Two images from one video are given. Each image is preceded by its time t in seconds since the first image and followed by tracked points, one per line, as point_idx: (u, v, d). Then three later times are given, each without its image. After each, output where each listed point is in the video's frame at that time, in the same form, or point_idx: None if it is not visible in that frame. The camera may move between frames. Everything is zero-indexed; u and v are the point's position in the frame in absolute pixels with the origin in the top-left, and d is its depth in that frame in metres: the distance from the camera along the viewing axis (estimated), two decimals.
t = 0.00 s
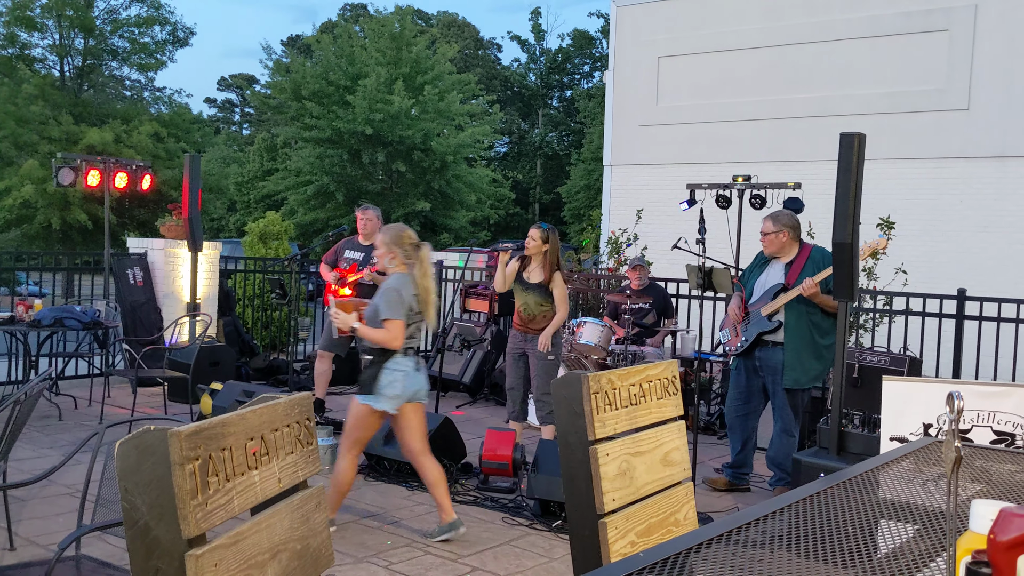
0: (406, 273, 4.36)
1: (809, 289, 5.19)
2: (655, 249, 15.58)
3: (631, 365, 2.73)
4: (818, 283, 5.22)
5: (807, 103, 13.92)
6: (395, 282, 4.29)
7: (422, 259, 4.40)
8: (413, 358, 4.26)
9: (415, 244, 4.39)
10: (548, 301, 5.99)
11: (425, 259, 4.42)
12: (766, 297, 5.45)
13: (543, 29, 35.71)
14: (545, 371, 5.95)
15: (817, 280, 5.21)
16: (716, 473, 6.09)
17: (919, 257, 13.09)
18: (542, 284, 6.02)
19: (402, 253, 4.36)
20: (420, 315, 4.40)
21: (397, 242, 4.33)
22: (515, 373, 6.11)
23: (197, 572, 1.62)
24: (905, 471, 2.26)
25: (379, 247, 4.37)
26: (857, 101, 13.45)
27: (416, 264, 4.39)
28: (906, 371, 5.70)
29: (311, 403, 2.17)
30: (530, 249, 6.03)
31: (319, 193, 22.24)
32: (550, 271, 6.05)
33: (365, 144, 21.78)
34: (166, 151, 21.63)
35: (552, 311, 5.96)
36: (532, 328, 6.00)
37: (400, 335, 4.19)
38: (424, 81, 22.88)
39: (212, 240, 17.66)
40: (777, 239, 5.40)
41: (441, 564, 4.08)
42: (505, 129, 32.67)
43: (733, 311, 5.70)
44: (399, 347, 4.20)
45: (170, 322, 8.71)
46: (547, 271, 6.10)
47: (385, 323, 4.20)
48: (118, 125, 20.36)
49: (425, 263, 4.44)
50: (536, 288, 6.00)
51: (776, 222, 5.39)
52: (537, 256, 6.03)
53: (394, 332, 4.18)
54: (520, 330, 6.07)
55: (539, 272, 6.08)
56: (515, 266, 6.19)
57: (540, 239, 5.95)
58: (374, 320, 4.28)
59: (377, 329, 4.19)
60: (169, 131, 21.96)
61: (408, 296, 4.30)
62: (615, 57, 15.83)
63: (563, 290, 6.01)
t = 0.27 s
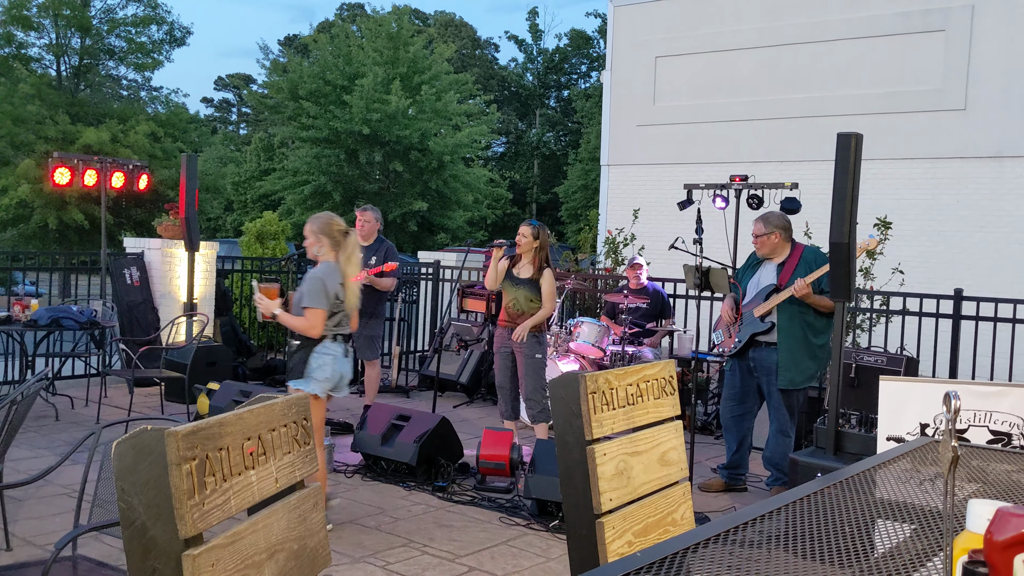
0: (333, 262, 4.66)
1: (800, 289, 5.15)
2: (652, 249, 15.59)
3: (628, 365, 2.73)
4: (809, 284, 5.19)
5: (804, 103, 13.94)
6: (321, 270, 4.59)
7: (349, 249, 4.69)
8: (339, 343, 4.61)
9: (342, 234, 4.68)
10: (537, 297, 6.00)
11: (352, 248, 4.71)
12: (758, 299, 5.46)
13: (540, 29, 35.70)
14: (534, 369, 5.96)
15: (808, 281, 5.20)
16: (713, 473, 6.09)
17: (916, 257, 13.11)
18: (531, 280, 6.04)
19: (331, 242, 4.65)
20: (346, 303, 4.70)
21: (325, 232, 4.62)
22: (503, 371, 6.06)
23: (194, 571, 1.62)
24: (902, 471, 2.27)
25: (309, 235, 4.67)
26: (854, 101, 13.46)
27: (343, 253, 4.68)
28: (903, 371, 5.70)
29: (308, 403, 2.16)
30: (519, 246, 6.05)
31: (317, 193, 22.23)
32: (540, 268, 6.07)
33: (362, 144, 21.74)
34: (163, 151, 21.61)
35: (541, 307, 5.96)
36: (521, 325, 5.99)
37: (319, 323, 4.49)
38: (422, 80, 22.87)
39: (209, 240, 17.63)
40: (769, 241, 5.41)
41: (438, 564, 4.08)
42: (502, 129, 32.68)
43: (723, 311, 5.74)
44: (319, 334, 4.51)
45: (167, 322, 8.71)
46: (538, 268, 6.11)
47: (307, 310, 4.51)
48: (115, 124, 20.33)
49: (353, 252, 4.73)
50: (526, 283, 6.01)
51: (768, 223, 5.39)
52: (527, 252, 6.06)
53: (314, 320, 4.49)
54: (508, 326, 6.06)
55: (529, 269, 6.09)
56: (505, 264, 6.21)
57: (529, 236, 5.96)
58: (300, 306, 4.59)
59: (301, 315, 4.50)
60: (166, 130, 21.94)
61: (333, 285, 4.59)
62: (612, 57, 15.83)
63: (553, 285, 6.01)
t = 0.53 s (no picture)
0: (267, 265, 4.92)
1: (792, 287, 5.11)
2: (650, 250, 15.60)
3: (626, 365, 2.73)
4: (800, 282, 5.16)
5: (802, 103, 13.95)
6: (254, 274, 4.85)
7: (282, 253, 4.92)
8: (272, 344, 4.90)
9: (276, 239, 4.91)
10: (532, 295, 6.03)
11: (287, 252, 4.93)
12: (751, 299, 5.48)
13: (538, 29, 35.73)
14: (526, 368, 5.94)
15: (800, 280, 5.19)
16: (711, 474, 6.09)
17: (914, 258, 13.13)
18: (525, 277, 6.07)
19: (265, 246, 4.91)
20: (279, 305, 4.96)
21: (258, 237, 4.87)
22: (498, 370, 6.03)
23: (191, 572, 1.62)
24: (900, 470, 2.27)
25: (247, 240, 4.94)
26: (852, 101, 13.47)
27: (277, 256, 4.92)
28: (900, 372, 5.70)
29: (306, 403, 2.16)
30: (512, 245, 6.10)
31: (315, 193, 22.23)
32: (532, 266, 6.11)
33: (360, 144, 21.72)
34: (161, 151, 21.58)
35: (536, 305, 6.00)
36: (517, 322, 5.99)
37: (247, 325, 4.76)
38: (419, 80, 22.86)
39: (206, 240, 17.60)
40: (759, 240, 5.42)
41: (437, 564, 4.08)
42: (500, 129, 32.69)
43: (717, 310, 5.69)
44: (247, 336, 4.80)
45: (165, 322, 8.69)
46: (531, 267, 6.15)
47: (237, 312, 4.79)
48: (113, 124, 20.31)
49: (288, 256, 4.96)
50: (521, 281, 6.03)
51: (759, 223, 5.40)
52: (521, 251, 6.11)
53: (241, 322, 4.77)
54: (502, 325, 6.05)
55: (522, 267, 6.12)
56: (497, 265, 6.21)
57: (523, 234, 6.02)
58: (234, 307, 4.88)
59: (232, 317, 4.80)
60: (164, 130, 21.92)
61: (265, 289, 4.85)
62: (610, 57, 15.84)
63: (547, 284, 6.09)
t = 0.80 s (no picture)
0: (210, 254, 4.84)
1: (788, 288, 5.17)
2: (650, 249, 15.60)
3: (625, 365, 2.73)
4: (797, 282, 5.20)
5: (801, 103, 13.96)
6: (200, 263, 4.77)
7: (225, 239, 4.87)
8: (219, 333, 4.77)
9: (217, 226, 4.86)
10: (532, 293, 6.04)
11: (229, 238, 4.89)
12: (748, 298, 5.48)
13: (537, 29, 35.74)
14: (531, 366, 5.99)
15: (797, 279, 5.20)
16: (709, 473, 6.10)
17: (912, 257, 13.14)
18: (524, 275, 6.08)
19: (206, 234, 4.84)
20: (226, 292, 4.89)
21: (200, 225, 4.80)
22: (499, 371, 6.01)
23: (191, 571, 1.62)
24: (899, 470, 2.27)
25: (184, 230, 4.84)
26: (851, 101, 13.48)
27: (220, 244, 4.87)
28: (898, 372, 5.70)
29: (305, 403, 2.16)
30: (507, 244, 6.13)
31: (314, 193, 22.23)
32: (527, 264, 6.14)
33: (359, 144, 21.73)
34: (160, 151, 21.58)
35: (536, 303, 6.02)
36: (519, 320, 5.99)
37: (202, 311, 4.68)
38: (418, 80, 22.84)
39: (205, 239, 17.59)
40: (756, 240, 5.43)
41: (436, 564, 4.08)
42: (500, 129, 32.70)
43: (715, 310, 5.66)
44: (201, 322, 4.70)
45: (163, 322, 8.69)
46: (526, 265, 6.18)
47: (189, 300, 4.69)
48: (112, 124, 20.31)
49: (230, 242, 4.92)
50: (521, 279, 6.04)
51: (758, 222, 5.40)
52: (516, 250, 6.14)
53: (196, 309, 4.67)
54: (504, 325, 6.03)
55: (518, 265, 6.15)
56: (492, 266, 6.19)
57: (518, 232, 6.05)
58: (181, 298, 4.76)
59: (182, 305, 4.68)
60: (163, 130, 21.92)
61: (212, 275, 4.79)
62: (609, 57, 15.84)
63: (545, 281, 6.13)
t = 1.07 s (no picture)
0: (150, 255, 4.98)
1: (788, 288, 5.17)
2: (649, 250, 15.61)
3: (625, 365, 2.73)
4: (797, 282, 5.20)
5: (801, 103, 13.95)
6: (141, 265, 4.90)
7: (165, 241, 5.01)
8: (156, 332, 4.92)
9: (158, 227, 4.98)
10: (538, 291, 6.06)
11: (168, 240, 5.03)
12: (748, 297, 5.47)
13: (537, 30, 35.76)
14: (536, 369, 5.96)
15: (797, 279, 5.20)
16: (709, 473, 6.10)
17: (912, 258, 13.14)
18: (530, 274, 6.09)
19: (146, 237, 4.96)
20: (164, 292, 5.04)
21: (141, 228, 4.91)
22: (504, 371, 6.00)
23: (190, 571, 1.62)
24: (899, 470, 2.27)
25: (125, 232, 4.94)
26: (850, 101, 13.48)
27: (160, 245, 5.00)
28: (897, 372, 5.71)
29: (304, 403, 2.16)
30: (509, 245, 6.11)
31: (314, 193, 22.24)
32: (531, 263, 6.16)
33: (359, 144, 21.76)
34: (160, 151, 21.59)
35: (542, 302, 6.03)
36: (526, 320, 5.97)
37: (144, 312, 4.84)
38: (418, 80, 22.84)
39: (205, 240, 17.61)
40: (756, 239, 5.43)
41: (436, 564, 4.08)
42: (500, 129, 32.72)
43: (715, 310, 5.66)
44: (143, 323, 4.85)
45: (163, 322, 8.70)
46: (529, 264, 6.19)
47: (131, 302, 4.83)
48: (112, 124, 20.33)
49: (169, 243, 5.06)
50: (526, 278, 6.04)
51: (758, 221, 5.40)
52: (519, 250, 6.15)
53: (138, 311, 4.82)
54: (511, 324, 5.99)
55: (523, 265, 6.16)
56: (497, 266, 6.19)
57: (521, 232, 6.06)
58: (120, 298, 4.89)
59: (124, 307, 4.80)
60: (162, 130, 21.94)
61: (153, 277, 4.93)
62: (609, 57, 15.84)
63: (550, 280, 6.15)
